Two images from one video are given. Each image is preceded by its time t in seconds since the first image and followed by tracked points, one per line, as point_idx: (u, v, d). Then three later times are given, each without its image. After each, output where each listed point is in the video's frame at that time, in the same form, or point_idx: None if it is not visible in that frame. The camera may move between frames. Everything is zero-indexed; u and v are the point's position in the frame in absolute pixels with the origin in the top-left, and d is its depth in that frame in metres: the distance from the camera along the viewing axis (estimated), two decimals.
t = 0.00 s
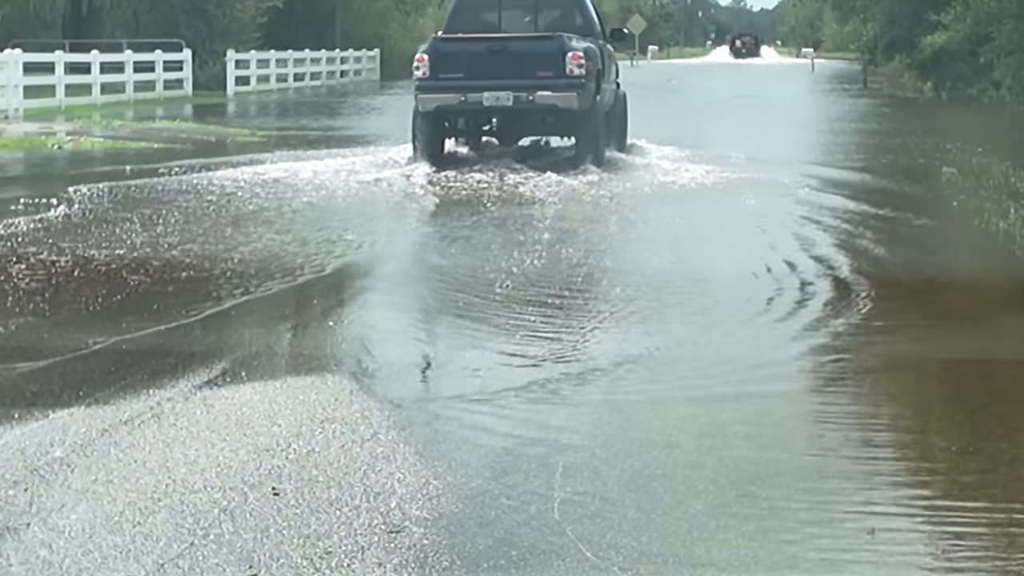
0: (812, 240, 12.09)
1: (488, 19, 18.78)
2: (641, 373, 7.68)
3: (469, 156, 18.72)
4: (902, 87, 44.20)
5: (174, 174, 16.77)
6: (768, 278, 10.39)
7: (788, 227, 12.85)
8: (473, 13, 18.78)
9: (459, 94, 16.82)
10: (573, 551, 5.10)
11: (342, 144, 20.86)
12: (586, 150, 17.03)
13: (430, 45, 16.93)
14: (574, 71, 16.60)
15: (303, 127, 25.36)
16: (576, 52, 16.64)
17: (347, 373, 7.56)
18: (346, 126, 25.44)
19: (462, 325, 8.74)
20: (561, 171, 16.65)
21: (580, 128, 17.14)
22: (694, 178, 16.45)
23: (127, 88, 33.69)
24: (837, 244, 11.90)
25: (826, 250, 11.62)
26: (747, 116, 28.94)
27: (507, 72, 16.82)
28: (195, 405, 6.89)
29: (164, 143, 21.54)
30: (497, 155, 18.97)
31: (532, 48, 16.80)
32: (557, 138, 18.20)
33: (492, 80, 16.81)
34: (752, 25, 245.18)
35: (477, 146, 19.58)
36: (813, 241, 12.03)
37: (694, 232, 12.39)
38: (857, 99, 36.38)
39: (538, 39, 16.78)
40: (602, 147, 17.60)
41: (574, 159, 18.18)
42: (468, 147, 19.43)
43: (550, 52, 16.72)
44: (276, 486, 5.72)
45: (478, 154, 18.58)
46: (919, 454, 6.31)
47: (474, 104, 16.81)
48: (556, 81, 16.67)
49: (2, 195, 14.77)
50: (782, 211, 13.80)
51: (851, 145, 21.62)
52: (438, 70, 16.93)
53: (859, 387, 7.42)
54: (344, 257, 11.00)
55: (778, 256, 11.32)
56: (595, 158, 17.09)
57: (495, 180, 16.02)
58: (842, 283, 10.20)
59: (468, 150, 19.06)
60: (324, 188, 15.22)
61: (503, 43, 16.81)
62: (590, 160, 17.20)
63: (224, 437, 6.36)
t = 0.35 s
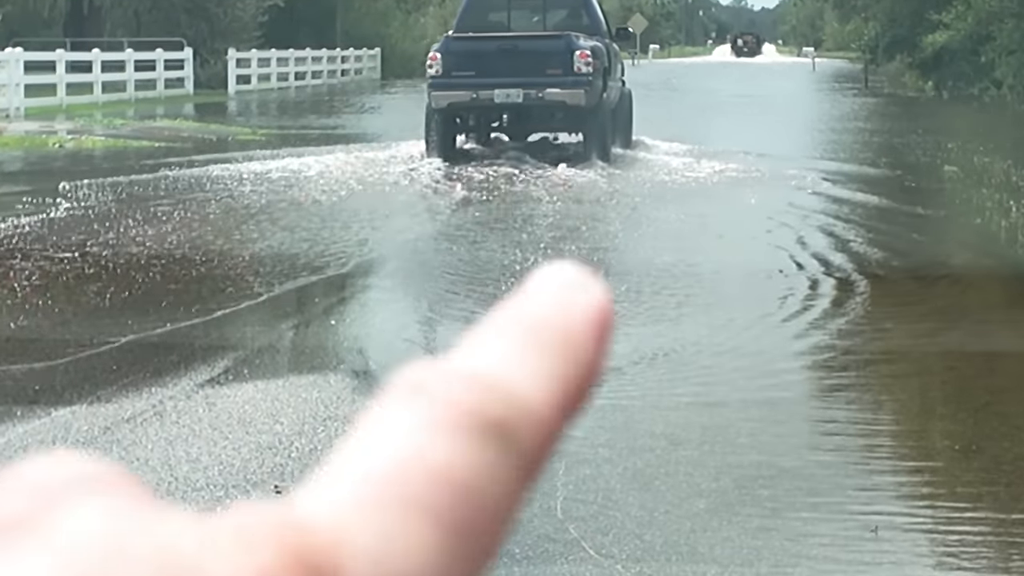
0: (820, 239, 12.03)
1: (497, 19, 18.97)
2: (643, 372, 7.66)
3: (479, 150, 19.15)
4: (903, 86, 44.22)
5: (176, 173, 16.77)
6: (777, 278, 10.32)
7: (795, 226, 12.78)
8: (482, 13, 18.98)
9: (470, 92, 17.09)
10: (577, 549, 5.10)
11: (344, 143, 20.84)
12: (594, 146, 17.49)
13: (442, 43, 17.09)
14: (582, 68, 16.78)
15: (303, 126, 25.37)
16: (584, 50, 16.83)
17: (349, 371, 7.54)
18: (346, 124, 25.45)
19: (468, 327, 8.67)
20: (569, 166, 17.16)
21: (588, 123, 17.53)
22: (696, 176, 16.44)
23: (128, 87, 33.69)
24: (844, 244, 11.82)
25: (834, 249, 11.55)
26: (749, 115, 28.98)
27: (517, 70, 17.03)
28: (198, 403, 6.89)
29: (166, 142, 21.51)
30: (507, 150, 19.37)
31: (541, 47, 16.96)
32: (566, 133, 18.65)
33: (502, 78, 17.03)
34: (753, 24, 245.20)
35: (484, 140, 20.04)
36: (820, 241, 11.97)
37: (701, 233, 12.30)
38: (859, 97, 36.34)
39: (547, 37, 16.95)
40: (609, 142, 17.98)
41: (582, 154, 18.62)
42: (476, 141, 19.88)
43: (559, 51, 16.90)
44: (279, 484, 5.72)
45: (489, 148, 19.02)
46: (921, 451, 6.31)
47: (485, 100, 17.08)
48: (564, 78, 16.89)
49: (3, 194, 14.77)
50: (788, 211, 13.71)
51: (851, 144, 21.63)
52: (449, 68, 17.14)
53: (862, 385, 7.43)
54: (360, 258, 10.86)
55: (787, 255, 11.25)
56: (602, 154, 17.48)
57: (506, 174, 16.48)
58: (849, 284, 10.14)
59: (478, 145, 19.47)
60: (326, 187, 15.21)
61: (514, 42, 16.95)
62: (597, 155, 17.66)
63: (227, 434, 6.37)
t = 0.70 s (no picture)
0: (822, 239, 12.00)
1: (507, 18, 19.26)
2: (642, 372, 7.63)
3: (489, 147, 19.62)
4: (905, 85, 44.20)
5: (176, 172, 16.76)
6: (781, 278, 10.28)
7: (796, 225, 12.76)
8: (491, 13, 19.28)
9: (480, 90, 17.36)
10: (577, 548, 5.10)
11: (345, 142, 20.82)
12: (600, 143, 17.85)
13: (454, 42, 17.42)
14: (589, 67, 17.13)
15: (305, 125, 25.36)
16: (591, 49, 17.16)
17: (350, 371, 7.52)
18: (347, 123, 25.44)
19: (471, 326, 8.64)
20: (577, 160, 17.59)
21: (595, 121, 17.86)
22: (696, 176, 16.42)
23: (129, 85, 33.66)
24: (846, 244, 11.77)
25: (836, 249, 11.50)
26: (749, 114, 28.96)
27: (526, 69, 17.34)
28: (199, 401, 6.89)
29: (166, 141, 21.49)
30: (516, 145, 19.84)
31: (549, 45, 17.29)
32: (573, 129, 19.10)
33: (512, 76, 17.33)
34: (754, 23, 245.06)
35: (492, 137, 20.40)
36: (822, 240, 11.93)
37: (704, 232, 12.24)
38: (860, 96, 36.30)
39: (555, 36, 17.28)
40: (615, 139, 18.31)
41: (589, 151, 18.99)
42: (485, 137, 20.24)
43: (567, 50, 17.25)
44: (280, 482, 5.73)
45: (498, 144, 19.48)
46: (923, 450, 6.31)
47: (495, 98, 17.38)
48: (572, 77, 17.21)
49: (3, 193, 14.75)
50: (790, 211, 13.64)
51: (851, 142, 21.62)
52: (461, 66, 17.44)
53: (864, 383, 7.42)
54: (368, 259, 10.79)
55: (791, 255, 11.22)
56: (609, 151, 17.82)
57: (514, 170, 16.90)
58: (850, 283, 10.11)
59: (488, 142, 19.94)
60: (328, 186, 15.19)
61: (523, 40, 17.28)
62: (603, 150, 18.09)
63: (229, 433, 6.36)
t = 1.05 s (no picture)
0: (821, 240, 12.00)
1: (512, 19, 19.77)
2: (639, 373, 7.65)
3: (496, 145, 19.94)
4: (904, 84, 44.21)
5: (176, 172, 16.75)
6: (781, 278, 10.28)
7: (796, 225, 12.77)
8: (498, 14, 19.79)
9: (488, 88, 17.88)
10: (574, 549, 5.11)
11: (344, 142, 20.82)
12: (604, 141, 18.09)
13: (462, 43, 18.01)
14: (594, 66, 17.73)
15: (304, 125, 25.36)
16: (596, 49, 17.80)
17: (348, 372, 7.53)
18: (347, 123, 25.45)
19: (471, 327, 8.64)
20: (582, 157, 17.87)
21: (598, 119, 18.32)
22: (694, 176, 16.41)
23: (128, 85, 33.66)
24: (844, 244, 11.78)
25: (834, 250, 11.50)
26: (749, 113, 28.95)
27: (533, 68, 17.91)
28: (196, 403, 6.90)
29: (166, 141, 21.51)
30: (521, 143, 20.16)
31: (555, 46, 17.91)
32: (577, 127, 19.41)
33: (519, 75, 17.89)
34: (754, 23, 245.04)
35: (498, 134, 20.81)
36: (821, 241, 11.93)
37: (703, 233, 12.24)
38: (859, 96, 36.30)
39: (560, 38, 17.91)
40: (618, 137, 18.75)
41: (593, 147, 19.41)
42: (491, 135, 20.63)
43: (572, 50, 17.85)
44: (277, 484, 5.73)
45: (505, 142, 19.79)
46: (921, 451, 6.32)
47: (502, 96, 17.88)
48: (577, 76, 17.78)
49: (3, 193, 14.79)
50: (789, 212, 13.62)
51: (850, 142, 21.63)
52: (469, 66, 17.99)
53: (862, 385, 7.43)
54: (369, 260, 10.76)
55: (789, 256, 11.20)
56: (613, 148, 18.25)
57: (513, 170, 16.89)
58: (849, 283, 10.12)
59: (495, 141, 20.25)
60: (328, 187, 15.19)
61: (529, 41, 17.88)
62: (607, 148, 18.42)
63: (226, 434, 6.37)
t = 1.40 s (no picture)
0: (816, 240, 12.05)
1: (515, 20, 20.37)
2: (632, 373, 7.68)
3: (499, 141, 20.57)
4: (899, 85, 44.25)
5: (171, 174, 16.77)
6: (778, 280, 10.31)
7: (790, 227, 12.78)
8: (501, 16, 20.39)
9: (492, 88, 18.52)
10: (567, 550, 5.12)
11: (339, 143, 20.84)
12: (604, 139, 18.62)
13: (467, 44, 18.62)
14: (594, 66, 18.32)
15: (299, 125, 25.38)
16: (596, 50, 18.38)
17: (344, 373, 7.54)
18: (341, 124, 25.48)
19: (467, 328, 8.68)
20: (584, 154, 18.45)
21: (598, 117, 18.91)
22: (686, 177, 16.42)
23: (123, 87, 33.64)
24: (838, 245, 11.81)
25: (827, 251, 11.54)
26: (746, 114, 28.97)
27: (534, 68, 18.52)
28: (191, 404, 6.90)
29: (161, 142, 21.55)
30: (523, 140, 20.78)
31: (556, 46, 18.49)
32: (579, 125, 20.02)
33: (521, 75, 18.50)
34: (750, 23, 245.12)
35: (500, 132, 21.43)
36: (817, 243, 11.94)
37: (698, 233, 12.32)
38: (854, 97, 36.30)
39: (561, 39, 18.47)
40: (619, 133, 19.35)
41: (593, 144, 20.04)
42: (495, 132, 21.23)
43: (572, 51, 18.44)
44: (272, 486, 5.74)
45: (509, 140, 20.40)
46: (916, 453, 6.34)
47: (505, 96, 18.52)
48: (578, 76, 18.38)
49: None
50: (784, 212, 13.67)
51: (844, 143, 21.65)
52: (473, 66, 18.63)
53: (856, 385, 7.45)
54: (363, 262, 10.78)
55: (784, 257, 11.23)
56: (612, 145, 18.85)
57: (509, 173, 16.88)
58: (842, 284, 10.17)
59: (499, 138, 20.85)
60: (323, 187, 15.20)
61: (531, 42, 18.47)
62: (607, 146, 19.04)
63: (222, 436, 6.38)
